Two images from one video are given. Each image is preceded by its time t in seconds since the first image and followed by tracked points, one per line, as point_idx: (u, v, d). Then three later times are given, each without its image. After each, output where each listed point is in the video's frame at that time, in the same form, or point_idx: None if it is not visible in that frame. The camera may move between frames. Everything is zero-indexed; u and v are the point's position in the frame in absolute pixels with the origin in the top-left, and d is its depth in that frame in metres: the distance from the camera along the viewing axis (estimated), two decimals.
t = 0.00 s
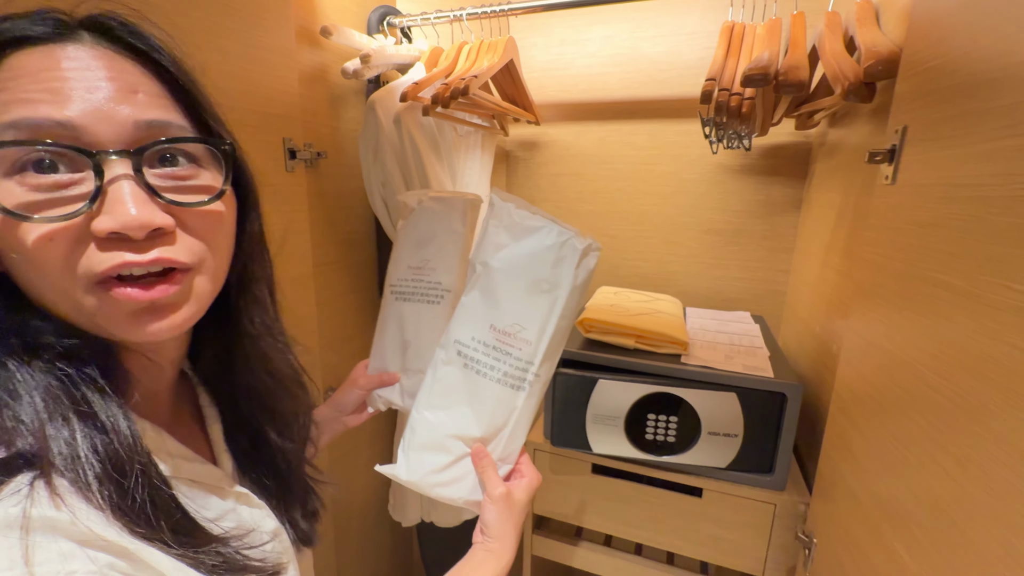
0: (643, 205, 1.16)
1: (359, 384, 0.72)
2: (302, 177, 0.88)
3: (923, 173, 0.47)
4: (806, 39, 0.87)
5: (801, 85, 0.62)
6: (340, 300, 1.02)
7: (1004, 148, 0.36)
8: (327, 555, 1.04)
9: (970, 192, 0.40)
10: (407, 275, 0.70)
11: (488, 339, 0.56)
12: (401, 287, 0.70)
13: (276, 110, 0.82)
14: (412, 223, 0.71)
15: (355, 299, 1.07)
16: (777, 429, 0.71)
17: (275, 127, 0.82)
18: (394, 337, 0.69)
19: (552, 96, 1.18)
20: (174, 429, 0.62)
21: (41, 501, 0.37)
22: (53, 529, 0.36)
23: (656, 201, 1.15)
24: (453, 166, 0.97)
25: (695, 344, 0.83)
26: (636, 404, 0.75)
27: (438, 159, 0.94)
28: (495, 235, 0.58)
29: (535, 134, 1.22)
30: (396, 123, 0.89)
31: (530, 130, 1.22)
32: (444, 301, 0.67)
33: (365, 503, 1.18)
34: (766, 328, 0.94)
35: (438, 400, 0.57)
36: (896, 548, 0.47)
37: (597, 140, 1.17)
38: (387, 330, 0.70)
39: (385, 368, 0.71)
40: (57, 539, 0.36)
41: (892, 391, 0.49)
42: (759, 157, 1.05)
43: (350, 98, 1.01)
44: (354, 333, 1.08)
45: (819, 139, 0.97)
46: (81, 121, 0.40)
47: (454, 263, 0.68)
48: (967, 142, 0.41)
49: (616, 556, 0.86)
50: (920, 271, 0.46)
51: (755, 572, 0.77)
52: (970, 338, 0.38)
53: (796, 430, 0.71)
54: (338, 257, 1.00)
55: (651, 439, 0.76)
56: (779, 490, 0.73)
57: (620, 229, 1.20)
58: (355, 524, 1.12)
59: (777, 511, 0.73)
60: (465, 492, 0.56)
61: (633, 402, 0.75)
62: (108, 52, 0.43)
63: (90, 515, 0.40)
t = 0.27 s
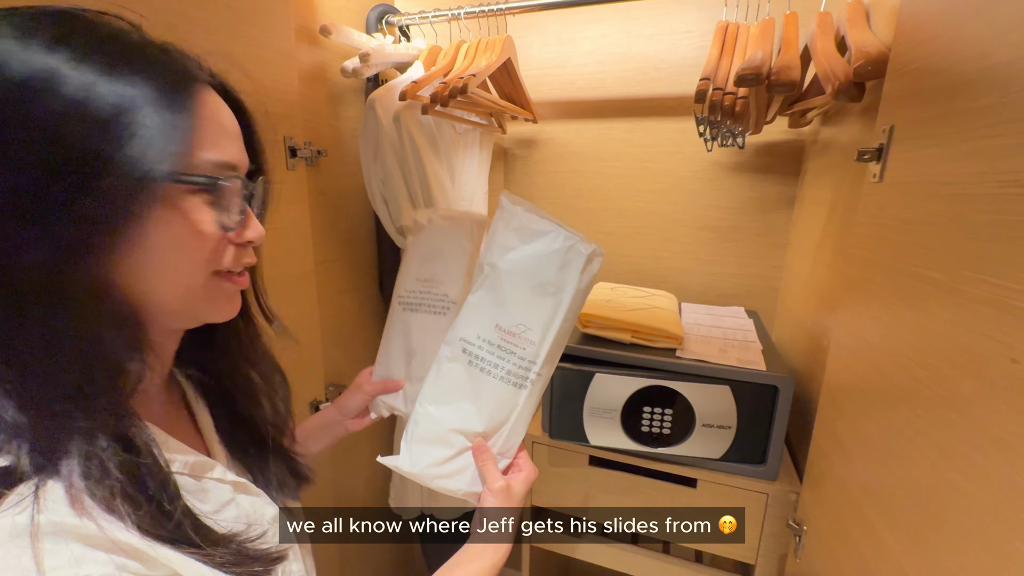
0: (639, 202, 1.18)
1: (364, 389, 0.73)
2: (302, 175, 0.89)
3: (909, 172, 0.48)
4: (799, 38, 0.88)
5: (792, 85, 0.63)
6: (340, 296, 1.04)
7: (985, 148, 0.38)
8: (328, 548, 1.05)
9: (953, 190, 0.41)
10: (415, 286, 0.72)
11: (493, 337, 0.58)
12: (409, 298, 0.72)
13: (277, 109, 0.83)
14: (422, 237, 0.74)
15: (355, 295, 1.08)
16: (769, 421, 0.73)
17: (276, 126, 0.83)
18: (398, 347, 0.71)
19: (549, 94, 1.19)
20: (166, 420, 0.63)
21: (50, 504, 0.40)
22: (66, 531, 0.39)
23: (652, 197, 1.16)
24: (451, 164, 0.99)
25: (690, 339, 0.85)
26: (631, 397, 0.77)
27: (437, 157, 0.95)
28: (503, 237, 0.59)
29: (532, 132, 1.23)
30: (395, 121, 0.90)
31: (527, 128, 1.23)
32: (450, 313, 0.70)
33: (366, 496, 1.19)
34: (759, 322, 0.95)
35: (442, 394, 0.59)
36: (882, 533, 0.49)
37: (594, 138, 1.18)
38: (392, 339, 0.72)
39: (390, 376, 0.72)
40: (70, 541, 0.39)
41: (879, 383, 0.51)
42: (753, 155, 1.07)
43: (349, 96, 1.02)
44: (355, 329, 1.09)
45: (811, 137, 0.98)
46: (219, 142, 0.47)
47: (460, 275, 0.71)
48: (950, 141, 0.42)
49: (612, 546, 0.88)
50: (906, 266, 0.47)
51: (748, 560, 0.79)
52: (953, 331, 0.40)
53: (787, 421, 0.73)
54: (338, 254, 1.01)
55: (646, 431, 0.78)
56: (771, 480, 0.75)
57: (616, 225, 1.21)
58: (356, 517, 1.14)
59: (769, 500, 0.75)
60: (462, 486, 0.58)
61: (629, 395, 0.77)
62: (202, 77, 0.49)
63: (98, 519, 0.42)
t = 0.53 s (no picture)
0: (639, 200, 1.20)
1: (369, 402, 0.75)
2: (312, 175, 0.92)
3: (893, 173, 0.51)
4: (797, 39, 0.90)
5: (785, 87, 0.66)
6: (348, 293, 1.06)
7: (961, 151, 0.40)
8: (335, 537, 1.09)
9: (932, 191, 0.44)
10: (430, 308, 0.76)
11: (492, 326, 0.61)
12: (422, 317, 0.76)
13: (288, 110, 0.85)
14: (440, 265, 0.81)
15: (362, 292, 1.11)
16: (763, 411, 0.76)
17: (287, 127, 0.85)
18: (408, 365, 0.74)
19: (551, 94, 1.21)
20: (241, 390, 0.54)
21: (113, 488, 0.37)
22: (130, 511, 0.36)
23: (652, 195, 1.19)
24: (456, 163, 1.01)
25: (687, 333, 0.87)
26: (631, 388, 0.80)
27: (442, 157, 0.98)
28: (501, 237, 0.62)
29: (534, 131, 1.25)
30: (402, 122, 0.93)
31: (530, 127, 1.26)
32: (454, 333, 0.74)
33: (373, 488, 1.23)
34: (756, 317, 0.98)
35: (445, 377, 0.62)
36: (868, 515, 0.51)
37: (595, 137, 1.20)
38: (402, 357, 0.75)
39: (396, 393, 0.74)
40: (135, 521, 0.36)
41: (867, 375, 0.54)
42: (752, 153, 1.09)
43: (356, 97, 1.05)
44: (363, 324, 1.12)
45: (808, 135, 1.00)
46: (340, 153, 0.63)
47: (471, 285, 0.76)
48: (932, 144, 0.44)
49: (612, 533, 0.92)
50: (890, 263, 0.50)
51: (742, 546, 0.82)
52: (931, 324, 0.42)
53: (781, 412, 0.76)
54: (346, 251, 1.04)
55: (645, 422, 0.80)
56: (765, 468, 0.78)
57: (617, 222, 1.24)
58: (363, 508, 1.17)
59: (763, 488, 0.78)
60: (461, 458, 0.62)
61: (628, 387, 0.80)
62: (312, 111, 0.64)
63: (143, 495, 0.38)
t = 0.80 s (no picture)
0: (634, 195, 1.22)
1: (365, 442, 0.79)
2: (313, 171, 0.94)
3: (872, 168, 0.53)
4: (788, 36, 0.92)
5: (772, 85, 0.68)
6: (349, 286, 1.09)
7: (931, 146, 0.42)
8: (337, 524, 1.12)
9: (906, 185, 0.46)
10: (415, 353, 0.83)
11: (454, 365, 0.65)
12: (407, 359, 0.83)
13: (289, 108, 0.87)
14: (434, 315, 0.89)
15: (363, 286, 1.13)
16: (752, 400, 0.78)
17: (289, 124, 0.87)
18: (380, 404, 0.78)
19: (548, 90, 1.23)
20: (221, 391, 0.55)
21: (141, 459, 0.39)
22: (161, 480, 0.39)
23: (647, 190, 1.21)
24: (454, 160, 1.03)
25: (680, 324, 0.90)
26: (624, 378, 0.82)
27: (440, 153, 1.00)
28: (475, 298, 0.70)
29: (532, 127, 1.27)
30: (400, 120, 0.96)
31: (527, 123, 1.28)
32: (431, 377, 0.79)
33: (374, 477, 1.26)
34: (748, 310, 1.00)
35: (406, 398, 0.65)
36: (846, 494, 0.54)
37: (591, 133, 1.22)
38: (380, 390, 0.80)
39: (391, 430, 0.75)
40: (165, 489, 0.39)
41: (848, 362, 0.56)
42: (745, 148, 1.11)
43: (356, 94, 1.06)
44: (364, 317, 1.15)
45: (800, 131, 1.02)
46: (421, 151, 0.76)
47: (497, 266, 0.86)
48: (907, 139, 0.47)
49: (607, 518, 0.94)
50: (869, 253, 0.52)
51: (732, 530, 0.85)
52: (903, 311, 0.45)
53: (770, 400, 0.78)
54: (346, 246, 1.06)
55: (638, 410, 0.83)
56: (754, 455, 0.80)
57: (613, 217, 1.26)
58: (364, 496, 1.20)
59: (752, 474, 0.81)
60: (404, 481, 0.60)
61: (621, 376, 0.82)
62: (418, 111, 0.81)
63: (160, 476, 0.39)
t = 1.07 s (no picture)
0: (630, 187, 1.23)
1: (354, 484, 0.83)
2: (310, 164, 0.95)
3: (857, 158, 0.54)
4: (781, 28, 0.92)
5: (762, 76, 0.69)
6: (348, 278, 1.10)
7: (910, 136, 0.43)
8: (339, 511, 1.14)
9: (887, 173, 0.47)
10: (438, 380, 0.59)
11: (491, 413, 0.57)
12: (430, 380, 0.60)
13: (286, 102, 0.88)
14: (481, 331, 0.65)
15: (361, 278, 1.15)
16: (743, 387, 0.80)
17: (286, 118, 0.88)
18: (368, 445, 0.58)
19: (544, 83, 1.24)
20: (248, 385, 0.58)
21: (186, 432, 0.41)
22: (206, 454, 0.40)
23: (642, 182, 1.22)
24: (451, 152, 1.04)
25: (673, 314, 0.91)
26: (618, 366, 0.84)
27: (437, 146, 1.01)
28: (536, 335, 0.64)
29: (528, 120, 1.28)
30: (397, 112, 0.97)
31: (524, 116, 1.28)
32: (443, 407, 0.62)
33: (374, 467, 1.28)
34: (741, 300, 1.01)
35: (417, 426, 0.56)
36: (830, 475, 0.56)
37: (587, 125, 1.23)
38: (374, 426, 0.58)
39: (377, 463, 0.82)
40: (210, 463, 0.40)
41: (833, 347, 0.57)
42: (739, 140, 1.12)
43: (353, 87, 1.07)
44: (362, 309, 1.16)
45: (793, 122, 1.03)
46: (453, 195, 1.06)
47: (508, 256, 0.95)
48: (889, 129, 0.48)
49: (602, 504, 0.96)
50: (853, 242, 0.53)
51: (725, 514, 0.87)
52: (882, 296, 0.46)
53: (760, 388, 0.79)
54: (344, 238, 1.08)
55: (632, 398, 0.85)
56: (745, 442, 0.82)
57: (609, 209, 1.27)
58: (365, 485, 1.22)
59: (743, 460, 0.82)
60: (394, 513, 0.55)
61: (615, 365, 0.84)
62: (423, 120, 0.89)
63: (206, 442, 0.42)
